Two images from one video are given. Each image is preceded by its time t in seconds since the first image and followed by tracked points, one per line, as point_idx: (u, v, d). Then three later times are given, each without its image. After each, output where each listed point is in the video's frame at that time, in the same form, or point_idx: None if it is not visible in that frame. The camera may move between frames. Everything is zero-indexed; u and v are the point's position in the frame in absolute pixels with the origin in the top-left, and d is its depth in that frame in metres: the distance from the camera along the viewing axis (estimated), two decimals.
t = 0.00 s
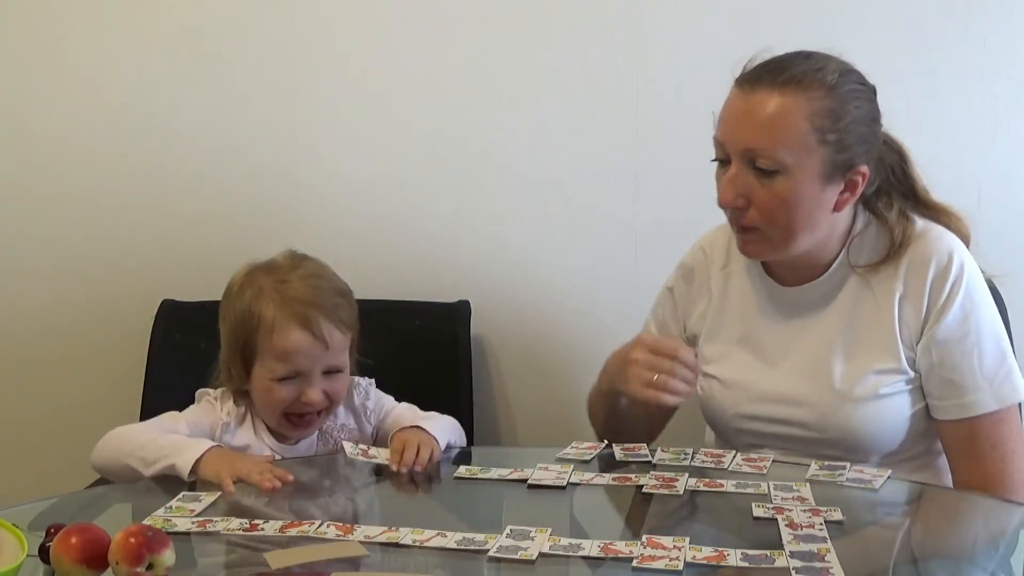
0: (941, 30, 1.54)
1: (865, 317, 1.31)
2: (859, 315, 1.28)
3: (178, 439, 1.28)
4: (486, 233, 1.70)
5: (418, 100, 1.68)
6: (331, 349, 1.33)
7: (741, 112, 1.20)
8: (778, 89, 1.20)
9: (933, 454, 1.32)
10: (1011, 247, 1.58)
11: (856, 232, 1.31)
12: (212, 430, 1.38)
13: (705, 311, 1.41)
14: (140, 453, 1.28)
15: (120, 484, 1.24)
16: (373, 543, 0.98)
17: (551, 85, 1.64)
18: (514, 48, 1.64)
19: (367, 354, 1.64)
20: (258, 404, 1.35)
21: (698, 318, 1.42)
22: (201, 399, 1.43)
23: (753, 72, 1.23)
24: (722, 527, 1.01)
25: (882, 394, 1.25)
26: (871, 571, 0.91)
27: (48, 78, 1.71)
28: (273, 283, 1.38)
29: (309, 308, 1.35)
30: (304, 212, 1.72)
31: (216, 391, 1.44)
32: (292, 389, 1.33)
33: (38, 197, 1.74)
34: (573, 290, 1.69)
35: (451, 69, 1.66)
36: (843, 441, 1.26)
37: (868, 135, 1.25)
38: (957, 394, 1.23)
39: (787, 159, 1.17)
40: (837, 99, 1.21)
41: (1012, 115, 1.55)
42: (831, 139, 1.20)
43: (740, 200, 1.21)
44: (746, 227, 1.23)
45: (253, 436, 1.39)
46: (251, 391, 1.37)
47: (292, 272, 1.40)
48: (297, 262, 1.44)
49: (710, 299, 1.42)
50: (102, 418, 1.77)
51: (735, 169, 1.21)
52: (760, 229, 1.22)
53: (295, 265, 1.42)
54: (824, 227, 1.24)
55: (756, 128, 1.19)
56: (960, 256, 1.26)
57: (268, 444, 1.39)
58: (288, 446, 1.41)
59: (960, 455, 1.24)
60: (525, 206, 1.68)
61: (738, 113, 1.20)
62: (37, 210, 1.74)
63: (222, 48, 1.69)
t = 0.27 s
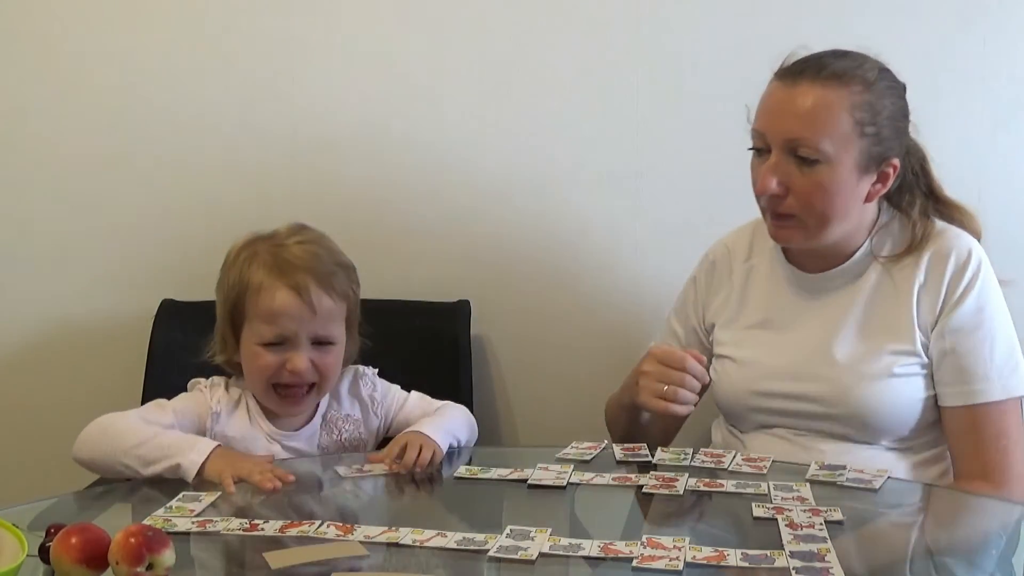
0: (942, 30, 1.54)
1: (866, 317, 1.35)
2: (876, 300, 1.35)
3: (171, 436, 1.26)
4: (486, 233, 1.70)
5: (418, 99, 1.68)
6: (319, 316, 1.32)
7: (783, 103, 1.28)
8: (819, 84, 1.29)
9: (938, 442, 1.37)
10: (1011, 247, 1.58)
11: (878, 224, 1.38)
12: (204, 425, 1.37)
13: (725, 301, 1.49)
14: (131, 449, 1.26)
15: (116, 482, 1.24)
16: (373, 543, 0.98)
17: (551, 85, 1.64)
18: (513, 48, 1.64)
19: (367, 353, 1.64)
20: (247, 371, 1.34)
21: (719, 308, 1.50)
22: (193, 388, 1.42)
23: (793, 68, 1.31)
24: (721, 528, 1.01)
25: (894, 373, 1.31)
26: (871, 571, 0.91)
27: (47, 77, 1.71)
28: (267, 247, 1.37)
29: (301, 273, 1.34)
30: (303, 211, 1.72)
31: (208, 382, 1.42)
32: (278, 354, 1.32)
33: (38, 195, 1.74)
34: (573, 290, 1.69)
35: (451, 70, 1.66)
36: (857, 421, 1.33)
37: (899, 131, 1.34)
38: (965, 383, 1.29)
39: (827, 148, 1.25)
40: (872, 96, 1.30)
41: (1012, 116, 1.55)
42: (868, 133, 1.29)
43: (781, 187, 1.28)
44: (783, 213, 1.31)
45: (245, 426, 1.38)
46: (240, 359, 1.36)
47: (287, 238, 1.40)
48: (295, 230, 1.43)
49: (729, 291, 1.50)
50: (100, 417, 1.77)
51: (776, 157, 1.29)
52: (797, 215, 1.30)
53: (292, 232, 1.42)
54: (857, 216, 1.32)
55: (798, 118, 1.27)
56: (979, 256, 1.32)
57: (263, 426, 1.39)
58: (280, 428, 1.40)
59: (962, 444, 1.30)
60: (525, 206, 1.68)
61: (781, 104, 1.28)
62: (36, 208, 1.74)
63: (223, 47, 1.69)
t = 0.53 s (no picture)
0: (944, 30, 1.53)
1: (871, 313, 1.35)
2: (885, 289, 1.35)
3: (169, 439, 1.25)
4: (487, 233, 1.69)
5: (419, 99, 1.68)
6: (320, 314, 1.32)
7: (802, 95, 1.30)
8: (838, 76, 1.30)
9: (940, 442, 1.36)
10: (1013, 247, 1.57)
11: (887, 216, 1.39)
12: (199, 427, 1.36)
13: (731, 297, 1.49)
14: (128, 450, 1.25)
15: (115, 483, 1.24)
16: (373, 543, 0.98)
17: (552, 85, 1.64)
18: (514, 48, 1.64)
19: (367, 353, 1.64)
20: (245, 369, 1.34)
21: (726, 303, 1.49)
22: (187, 390, 1.41)
23: (811, 62, 1.33)
24: (721, 528, 1.01)
25: (901, 358, 1.31)
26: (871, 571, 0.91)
27: (48, 78, 1.71)
28: (269, 243, 1.36)
29: (303, 270, 1.33)
30: (304, 212, 1.72)
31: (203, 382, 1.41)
32: (277, 353, 1.31)
33: (39, 196, 1.74)
34: (574, 290, 1.69)
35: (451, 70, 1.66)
36: (861, 410, 1.33)
37: (914, 125, 1.35)
38: (970, 376, 1.29)
39: (848, 138, 1.27)
40: (891, 88, 1.31)
41: (1016, 115, 1.54)
42: (887, 124, 1.30)
43: (802, 175, 1.29)
44: (802, 202, 1.31)
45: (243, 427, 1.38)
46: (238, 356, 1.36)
47: (290, 234, 1.39)
48: (299, 226, 1.43)
49: (736, 286, 1.49)
50: (101, 417, 1.78)
51: (796, 146, 1.30)
52: (816, 204, 1.31)
53: (295, 228, 1.41)
54: (873, 207, 1.33)
55: (818, 108, 1.28)
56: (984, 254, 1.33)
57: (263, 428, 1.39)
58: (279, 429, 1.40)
59: (964, 440, 1.29)
60: (526, 206, 1.68)
61: (801, 96, 1.30)
62: (38, 209, 1.74)
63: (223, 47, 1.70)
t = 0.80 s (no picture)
0: (943, 31, 1.53)
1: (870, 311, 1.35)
2: (883, 288, 1.35)
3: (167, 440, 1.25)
4: (487, 233, 1.70)
5: (419, 100, 1.68)
6: (327, 313, 1.31)
7: (822, 82, 1.31)
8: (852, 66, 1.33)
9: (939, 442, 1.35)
10: (1012, 248, 1.57)
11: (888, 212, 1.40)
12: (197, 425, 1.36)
13: (731, 297, 1.49)
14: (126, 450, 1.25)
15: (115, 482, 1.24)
16: (373, 542, 0.98)
17: (552, 85, 1.64)
18: (513, 48, 1.64)
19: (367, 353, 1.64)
20: (250, 366, 1.33)
21: (726, 304, 1.49)
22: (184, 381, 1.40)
23: (824, 57, 1.35)
24: (721, 528, 1.01)
25: (900, 358, 1.31)
26: (871, 571, 0.91)
27: (48, 77, 1.71)
28: (278, 239, 1.36)
29: (312, 268, 1.33)
30: (304, 212, 1.72)
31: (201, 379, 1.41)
32: (282, 349, 1.30)
33: (39, 196, 1.74)
34: (574, 290, 1.69)
35: (451, 70, 1.66)
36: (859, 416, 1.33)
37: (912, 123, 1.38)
38: (969, 372, 1.29)
39: (867, 120, 1.29)
40: (899, 82, 1.34)
41: (1014, 116, 1.54)
42: (898, 113, 1.33)
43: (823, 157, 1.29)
44: (821, 186, 1.31)
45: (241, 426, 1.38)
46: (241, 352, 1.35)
47: (298, 232, 1.39)
48: (307, 224, 1.43)
49: (735, 286, 1.49)
50: (101, 417, 1.78)
51: (817, 130, 1.31)
52: (835, 187, 1.31)
53: (303, 226, 1.41)
54: (882, 197, 1.34)
55: (838, 94, 1.30)
56: (984, 252, 1.33)
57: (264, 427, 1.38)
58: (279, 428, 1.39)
59: (965, 439, 1.29)
60: (525, 206, 1.68)
61: (821, 83, 1.31)
62: (38, 209, 1.74)
63: (223, 47, 1.70)
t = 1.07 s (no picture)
0: (942, 31, 1.54)
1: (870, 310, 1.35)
2: (882, 287, 1.35)
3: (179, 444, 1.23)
4: (487, 233, 1.69)
5: (419, 100, 1.68)
6: (342, 312, 1.31)
7: (819, 94, 1.30)
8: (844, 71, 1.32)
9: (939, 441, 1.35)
10: (1011, 248, 1.57)
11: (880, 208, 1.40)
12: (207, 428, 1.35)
13: (728, 298, 1.50)
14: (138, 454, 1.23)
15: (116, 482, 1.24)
16: (373, 542, 0.98)
17: (552, 84, 1.64)
18: (514, 47, 1.64)
19: (367, 353, 1.64)
20: (259, 364, 1.32)
21: (724, 305, 1.50)
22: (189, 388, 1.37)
23: (819, 63, 1.34)
24: (721, 528, 1.01)
25: (897, 358, 1.31)
26: (870, 572, 0.91)
27: (48, 77, 1.71)
28: (288, 239, 1.36)
29: (325, 268, 1.33)
30: (304, 212, 1.72)
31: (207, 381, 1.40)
32: (295, 348, 1.30)
33: (39, 196, 1.74)
34: (574, 291, 1.69)
35: (452, 70, 1.66)
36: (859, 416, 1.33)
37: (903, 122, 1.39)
38: (962, 363, 1.28)
39: (862, 128, 1.29)
40: (890, 84, 1.34)
41: (1013, 115, 1.54)
42: (891, 117, 1.33)
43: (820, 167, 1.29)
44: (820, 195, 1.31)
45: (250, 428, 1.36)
46: (250, 354, 1.34)
47: (306, 232, 1.39)
48: (311, 225, 1.42)
49: (733, 288, 1.50)
50: (101, 417, 1.78)
51: (813, 144, 1.30)
52: (833, 195, 1.31)
53: (308, 226, 1.41)
54: (880, 200, 1.34)
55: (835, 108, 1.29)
56: (972, 242, 1.32)
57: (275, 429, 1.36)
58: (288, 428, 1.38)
59: (962, 433, 1.28)
60: (526, 206, 1.68)
61: (818, 95, 1.30)
62: (38, 208, 1.74)
63: (223, 47, 1.69)
